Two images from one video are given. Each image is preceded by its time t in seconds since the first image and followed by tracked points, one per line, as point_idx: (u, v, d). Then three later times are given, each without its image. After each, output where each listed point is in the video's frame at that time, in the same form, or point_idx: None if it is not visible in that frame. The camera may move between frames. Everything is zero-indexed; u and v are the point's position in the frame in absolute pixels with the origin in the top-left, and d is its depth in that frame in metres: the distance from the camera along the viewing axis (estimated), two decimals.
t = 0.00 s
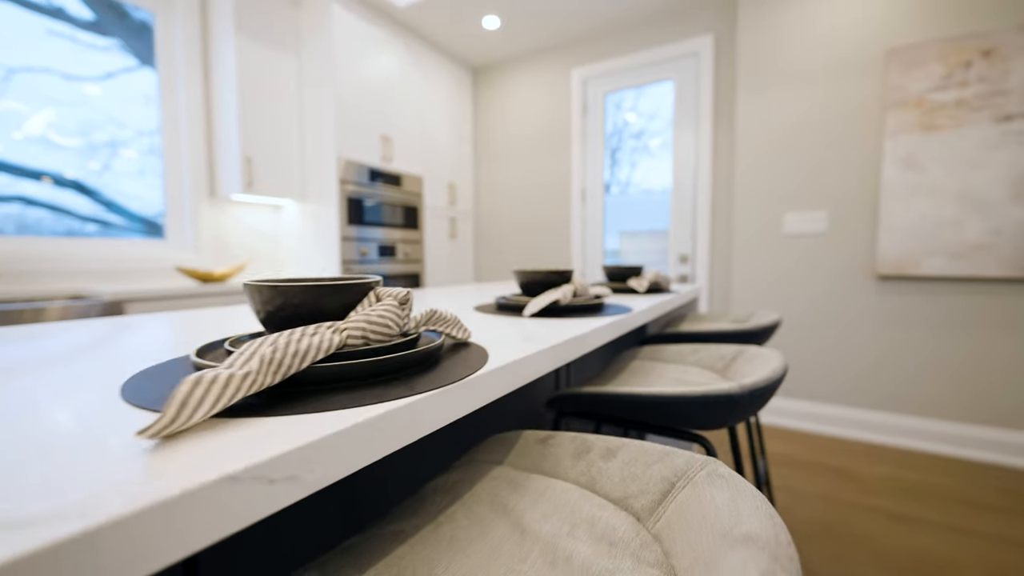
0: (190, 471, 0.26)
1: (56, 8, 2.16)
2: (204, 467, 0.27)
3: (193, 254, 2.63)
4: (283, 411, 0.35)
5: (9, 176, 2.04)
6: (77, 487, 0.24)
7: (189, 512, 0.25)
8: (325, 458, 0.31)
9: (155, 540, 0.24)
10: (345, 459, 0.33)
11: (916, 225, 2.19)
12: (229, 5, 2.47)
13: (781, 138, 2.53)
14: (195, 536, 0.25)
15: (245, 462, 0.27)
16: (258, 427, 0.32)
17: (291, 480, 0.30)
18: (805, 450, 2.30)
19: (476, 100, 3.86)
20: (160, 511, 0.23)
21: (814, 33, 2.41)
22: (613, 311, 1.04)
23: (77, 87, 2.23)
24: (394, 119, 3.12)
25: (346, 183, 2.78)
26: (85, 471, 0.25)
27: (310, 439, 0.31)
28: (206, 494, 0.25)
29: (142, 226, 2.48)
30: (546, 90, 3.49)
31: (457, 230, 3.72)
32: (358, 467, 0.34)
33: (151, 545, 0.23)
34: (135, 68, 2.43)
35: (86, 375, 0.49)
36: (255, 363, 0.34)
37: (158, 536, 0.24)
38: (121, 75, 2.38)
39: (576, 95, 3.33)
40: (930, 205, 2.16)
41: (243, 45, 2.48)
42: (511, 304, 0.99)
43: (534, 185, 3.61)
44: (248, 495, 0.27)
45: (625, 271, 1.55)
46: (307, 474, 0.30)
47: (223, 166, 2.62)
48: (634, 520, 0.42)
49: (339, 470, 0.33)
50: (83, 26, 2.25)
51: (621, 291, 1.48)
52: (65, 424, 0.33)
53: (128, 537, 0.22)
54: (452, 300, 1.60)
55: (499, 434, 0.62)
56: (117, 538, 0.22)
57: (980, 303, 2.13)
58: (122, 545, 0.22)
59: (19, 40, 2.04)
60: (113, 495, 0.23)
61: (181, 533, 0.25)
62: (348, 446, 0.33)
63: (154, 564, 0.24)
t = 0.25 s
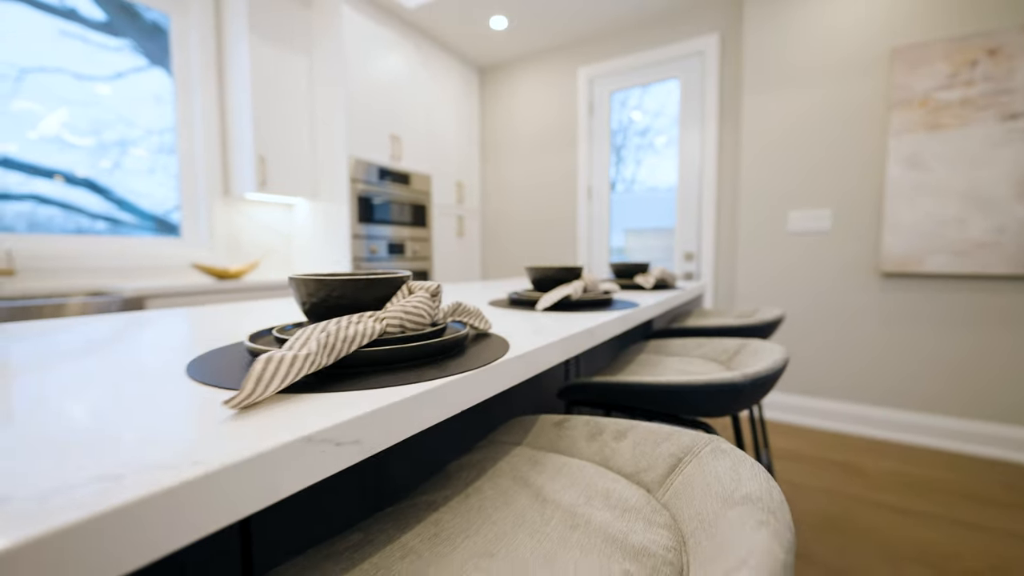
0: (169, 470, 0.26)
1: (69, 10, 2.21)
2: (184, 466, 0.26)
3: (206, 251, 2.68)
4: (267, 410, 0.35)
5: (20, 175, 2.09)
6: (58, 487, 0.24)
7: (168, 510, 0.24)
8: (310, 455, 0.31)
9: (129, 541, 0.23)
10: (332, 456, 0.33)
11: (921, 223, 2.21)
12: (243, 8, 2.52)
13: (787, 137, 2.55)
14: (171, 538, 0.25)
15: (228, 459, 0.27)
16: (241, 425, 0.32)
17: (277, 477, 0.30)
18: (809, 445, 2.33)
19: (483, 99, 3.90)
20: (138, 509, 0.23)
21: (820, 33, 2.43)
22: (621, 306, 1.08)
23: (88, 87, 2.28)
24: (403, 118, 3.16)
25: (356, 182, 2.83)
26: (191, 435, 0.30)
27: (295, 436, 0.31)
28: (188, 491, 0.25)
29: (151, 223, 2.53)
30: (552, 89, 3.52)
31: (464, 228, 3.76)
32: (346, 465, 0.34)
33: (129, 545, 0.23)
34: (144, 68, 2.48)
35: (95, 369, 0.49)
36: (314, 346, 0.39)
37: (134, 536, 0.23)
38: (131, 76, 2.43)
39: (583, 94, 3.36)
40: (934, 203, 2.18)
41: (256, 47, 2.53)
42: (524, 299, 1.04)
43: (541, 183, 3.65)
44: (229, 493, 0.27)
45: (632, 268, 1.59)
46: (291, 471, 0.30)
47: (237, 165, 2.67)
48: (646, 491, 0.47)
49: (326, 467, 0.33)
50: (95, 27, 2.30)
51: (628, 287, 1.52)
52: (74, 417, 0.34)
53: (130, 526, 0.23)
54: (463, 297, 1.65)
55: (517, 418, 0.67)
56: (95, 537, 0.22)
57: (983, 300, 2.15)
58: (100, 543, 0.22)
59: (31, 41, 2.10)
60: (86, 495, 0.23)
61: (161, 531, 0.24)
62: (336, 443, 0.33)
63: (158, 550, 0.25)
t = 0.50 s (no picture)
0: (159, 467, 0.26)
1: (83, 11, 2.21)
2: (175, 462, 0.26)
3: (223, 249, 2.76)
4: (265, 409, 0.35)
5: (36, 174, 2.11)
6: (64, 483, 0.24)
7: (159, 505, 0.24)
8: (305, 451, 0.32)
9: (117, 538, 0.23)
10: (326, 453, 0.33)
11: (926, 222, 2.23)
12: (258, 12, 2.58)
13: (793, 136, 2.57)
14: (170, 531, 0.25)
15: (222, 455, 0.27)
16: (238, 423, 0.32)
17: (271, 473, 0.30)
18: (813, 441, 2.36)
19: (491, 99, 3.94)
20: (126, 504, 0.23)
21: (826, 33, 2.45)
22: (630, 302, 1.13)
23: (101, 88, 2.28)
24: (413, 119, 3.22)
25: (367, 182, 2.88)
26: (269, 409, 0.35)
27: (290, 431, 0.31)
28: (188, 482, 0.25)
29: (163, 221, 2.55)
30: (560, 88, 3.56)
31: (472, 226, 3.82)
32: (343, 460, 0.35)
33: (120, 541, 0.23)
34: (157, 68, 2.49)
35: (109, 369, 0.49)
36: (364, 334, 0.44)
37: (121, 534, 0.23)
38: (144, 76, 2.44)
39: (591, 94, 3.39)
40: (940, 201, 2.20)
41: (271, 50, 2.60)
42: (538, 295, 1.09)
43: (548, 182, 3.69)
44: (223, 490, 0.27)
45: (640, 266, 1.64)
46: (285, 467, 0.30)
47: (253, 165, 2.74)
48: (659, 466, 0.52)
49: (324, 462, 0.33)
50: (111, 28, 2.31)
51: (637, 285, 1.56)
52: (94, 413, 0.35)
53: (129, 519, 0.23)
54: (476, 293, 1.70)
55: (535, 406, 0.72)
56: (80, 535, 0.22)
57: (988, 298, 2.17)
58: (90, 540, 0.22)
59: (44, 41, 2.10)
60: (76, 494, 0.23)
61: (154, 526, 0.25)
62: (332, 438, 0.34)
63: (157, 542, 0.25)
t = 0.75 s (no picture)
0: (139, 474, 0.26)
1: (95, 13, 2.23)
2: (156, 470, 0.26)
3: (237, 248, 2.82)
4: (287, 403, 0.38)
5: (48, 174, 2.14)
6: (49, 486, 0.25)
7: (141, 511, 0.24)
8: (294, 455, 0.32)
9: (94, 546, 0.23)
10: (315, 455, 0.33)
11: (930, 221, 2.25)
12: (271, 16, 2.64)
13: (799, 137, 2.60)
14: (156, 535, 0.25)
15: (206, 460, 0.28)
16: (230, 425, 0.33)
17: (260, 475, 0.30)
18: (817, 438, 2.39)
19: (498, 100, 3.99)
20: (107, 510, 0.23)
21: (832, 34, 2.47)
22: (638, 300, 1.18)
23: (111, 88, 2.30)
24: (422, 120, 3.26)
25: (378, 182, 2.94)
26: (322, 393, 0.40)
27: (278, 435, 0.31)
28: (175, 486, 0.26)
29: (173, 220, 2.58)
30: (566, 89, 3.60)
31: (480, 225, 3.87)
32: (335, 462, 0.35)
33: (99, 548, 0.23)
34: (166, 69, 2.51)
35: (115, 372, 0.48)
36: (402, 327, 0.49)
37: (104, 540, 0.24)
38: (153, 77, 2.46)
39: (597, 95, 3.43)
40: (944, 201, 2.22)
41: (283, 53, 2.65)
42: (548, 293, 1.14)
43: (554, 181, 3.73)
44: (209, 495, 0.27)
45: (647, 265, 1.68)
46: (272, 471, 0.30)
47: (266, 167, 2.79)
48: (666, 450, 0.57)
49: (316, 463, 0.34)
50: (121, 30, 2.33)
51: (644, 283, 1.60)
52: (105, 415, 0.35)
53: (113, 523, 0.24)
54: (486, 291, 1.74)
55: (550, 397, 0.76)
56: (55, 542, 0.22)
57: (992, 296, 2.19)
58: (74, 545, 0.22)
59: (57, 44, 2.12)
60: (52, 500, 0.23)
61: (137, 531, 0.25)
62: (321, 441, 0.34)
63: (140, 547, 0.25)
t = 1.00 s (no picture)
0: (143, 468, 0.27)
1: (108, 14, 2.26)
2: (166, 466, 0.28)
3: (253, 247, 2.90)
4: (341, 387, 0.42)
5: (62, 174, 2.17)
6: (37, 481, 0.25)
7: (130, 513, 0.25)
8: (282, 457, 0.32)
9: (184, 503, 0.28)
10: (308, 456, 0.34)
11: (937, 219, 2.27)
12: (285, 20, 2.69)
13: (808, 135, 2.61)
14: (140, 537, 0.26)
15: (197, 461, 0.28)
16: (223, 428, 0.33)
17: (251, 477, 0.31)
18: (823, 433, 2.41)
19: (506, 99, 4.03)
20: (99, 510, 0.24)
21: (839, 33, 2.49)
22: (648, 297, 1.22)
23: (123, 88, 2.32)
24: (432, 120, 3.31)
25: (388, 182, 2.99)
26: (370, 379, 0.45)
27: (282, 433, 0.33)
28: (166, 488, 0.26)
29: (185, 219, 2.62)
30: (574, 88, 3.63)
31: (488, 224, 3.92)
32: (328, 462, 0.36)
33: (87, 553, 0.24)
34: (176, 69, 2.53)
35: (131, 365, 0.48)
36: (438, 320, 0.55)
37: (95, 539, 0.24)
38: (163, 77, 2.48)
39: (605, 94, 3.46)
40: (951, 199, 2.24)
41: (297, 55, 2.70)
42: (561, 290, 1.18)
43: (562, 180, 3.77)
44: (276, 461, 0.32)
45: (655, 263, 1.72)
46: (265, 472, 0.31)
47: (281, 166, 2.85)
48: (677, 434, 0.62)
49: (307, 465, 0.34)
50: (134, 31, 2.35)
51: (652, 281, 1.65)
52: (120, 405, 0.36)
53: (104, 522, 0.24)
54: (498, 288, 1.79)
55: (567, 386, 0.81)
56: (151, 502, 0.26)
57: (998, 294, 2.21)
58: (64, 543, 0.23)
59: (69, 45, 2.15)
60: (46, 489, 0.24)
61: (123, 534, 0.25)
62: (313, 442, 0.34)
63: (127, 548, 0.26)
